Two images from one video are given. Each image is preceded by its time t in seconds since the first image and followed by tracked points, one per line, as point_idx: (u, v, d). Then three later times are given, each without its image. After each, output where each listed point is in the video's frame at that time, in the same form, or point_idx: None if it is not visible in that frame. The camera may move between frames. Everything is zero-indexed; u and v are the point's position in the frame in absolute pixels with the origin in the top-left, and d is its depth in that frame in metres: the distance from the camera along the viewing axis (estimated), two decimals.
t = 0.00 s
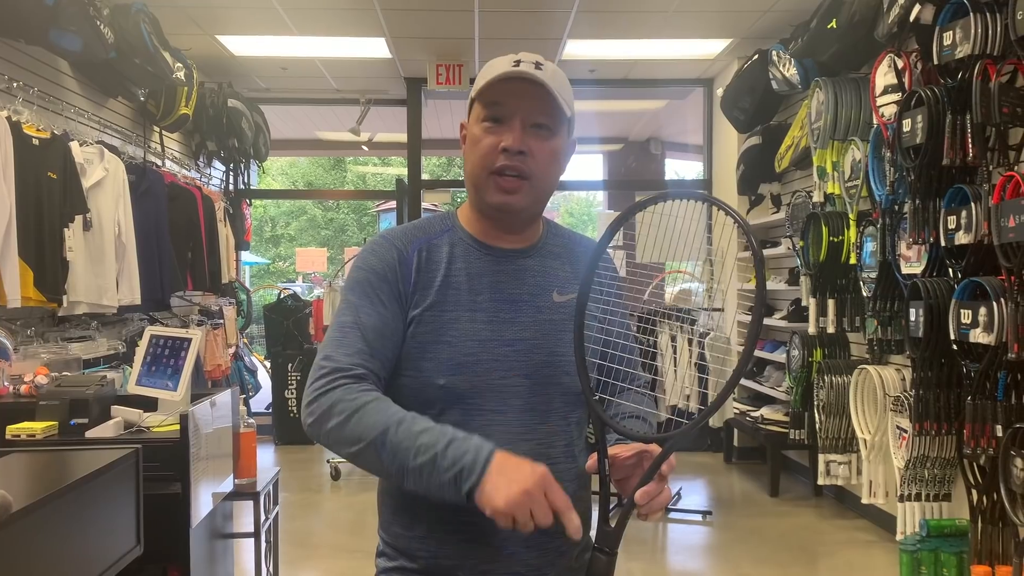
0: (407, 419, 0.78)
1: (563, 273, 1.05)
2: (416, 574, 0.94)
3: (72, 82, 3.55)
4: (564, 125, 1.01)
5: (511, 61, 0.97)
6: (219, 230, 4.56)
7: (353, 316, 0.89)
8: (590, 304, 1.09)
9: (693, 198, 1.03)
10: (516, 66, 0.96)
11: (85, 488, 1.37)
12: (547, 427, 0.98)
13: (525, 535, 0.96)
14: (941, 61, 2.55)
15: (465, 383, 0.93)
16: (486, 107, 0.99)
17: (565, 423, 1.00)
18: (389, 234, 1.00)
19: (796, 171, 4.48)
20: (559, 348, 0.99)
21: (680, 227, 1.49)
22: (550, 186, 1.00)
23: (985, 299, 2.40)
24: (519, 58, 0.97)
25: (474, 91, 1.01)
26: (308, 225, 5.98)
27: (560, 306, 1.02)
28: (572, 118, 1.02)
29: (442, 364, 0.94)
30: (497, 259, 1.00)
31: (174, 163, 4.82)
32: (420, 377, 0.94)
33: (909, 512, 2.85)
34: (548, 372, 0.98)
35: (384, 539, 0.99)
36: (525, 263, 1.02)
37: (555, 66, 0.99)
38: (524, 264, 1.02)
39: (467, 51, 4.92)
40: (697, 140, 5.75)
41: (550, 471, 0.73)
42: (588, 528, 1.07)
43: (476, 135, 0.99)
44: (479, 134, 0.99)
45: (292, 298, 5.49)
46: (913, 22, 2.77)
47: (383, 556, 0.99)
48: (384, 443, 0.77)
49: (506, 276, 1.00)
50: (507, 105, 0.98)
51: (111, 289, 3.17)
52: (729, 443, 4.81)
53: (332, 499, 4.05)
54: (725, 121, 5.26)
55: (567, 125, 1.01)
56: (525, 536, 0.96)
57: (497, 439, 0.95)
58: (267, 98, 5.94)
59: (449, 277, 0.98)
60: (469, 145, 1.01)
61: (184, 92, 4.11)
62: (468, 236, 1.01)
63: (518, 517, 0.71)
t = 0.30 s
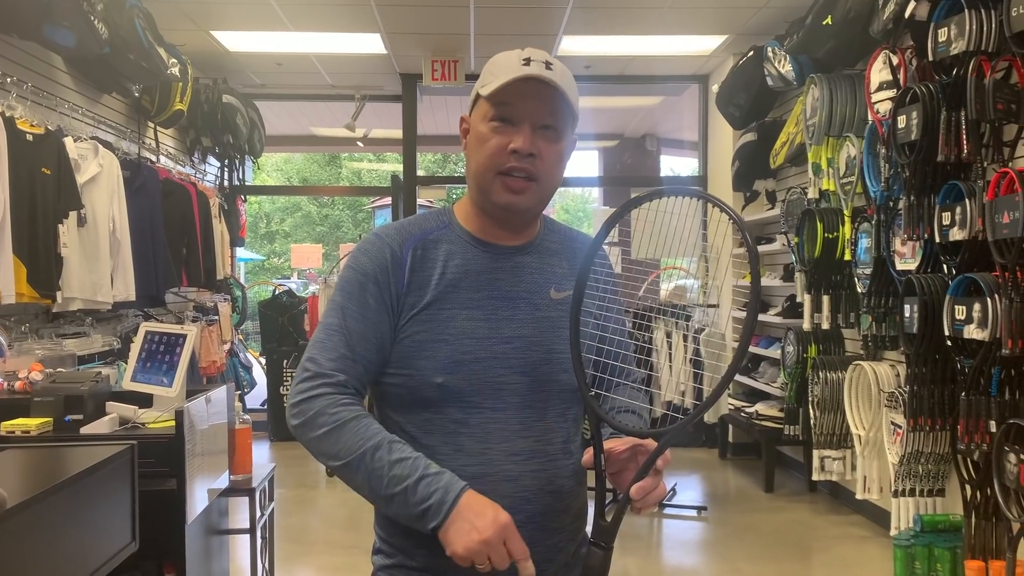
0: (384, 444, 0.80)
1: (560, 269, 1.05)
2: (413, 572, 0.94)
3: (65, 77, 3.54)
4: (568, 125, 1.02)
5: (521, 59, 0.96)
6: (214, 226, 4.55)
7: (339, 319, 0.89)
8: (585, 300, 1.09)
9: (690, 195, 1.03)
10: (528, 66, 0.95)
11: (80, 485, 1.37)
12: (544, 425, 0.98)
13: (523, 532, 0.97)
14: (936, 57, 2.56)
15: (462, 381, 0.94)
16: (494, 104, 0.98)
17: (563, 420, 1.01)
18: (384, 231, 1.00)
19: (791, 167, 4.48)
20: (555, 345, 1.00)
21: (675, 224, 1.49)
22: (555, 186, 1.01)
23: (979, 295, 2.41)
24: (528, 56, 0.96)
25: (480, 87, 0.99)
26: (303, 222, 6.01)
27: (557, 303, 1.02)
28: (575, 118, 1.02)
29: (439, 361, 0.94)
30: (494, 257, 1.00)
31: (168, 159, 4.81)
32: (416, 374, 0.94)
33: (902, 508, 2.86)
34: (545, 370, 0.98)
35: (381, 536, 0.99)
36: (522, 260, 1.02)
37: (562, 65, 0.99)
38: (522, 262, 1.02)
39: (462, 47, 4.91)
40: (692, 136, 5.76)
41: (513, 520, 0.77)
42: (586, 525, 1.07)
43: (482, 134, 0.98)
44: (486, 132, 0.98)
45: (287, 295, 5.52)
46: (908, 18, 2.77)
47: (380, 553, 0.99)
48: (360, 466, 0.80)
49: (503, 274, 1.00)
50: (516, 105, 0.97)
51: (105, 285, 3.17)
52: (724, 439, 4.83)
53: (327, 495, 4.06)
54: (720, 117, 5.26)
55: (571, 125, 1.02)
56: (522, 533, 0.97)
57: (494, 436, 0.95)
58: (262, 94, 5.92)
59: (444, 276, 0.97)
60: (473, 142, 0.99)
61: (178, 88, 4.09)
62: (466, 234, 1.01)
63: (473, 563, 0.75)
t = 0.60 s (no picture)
0: (364, 409, 0.79)
1: (552, 265, 1.05)
2: (405, 567, 0.94)
3: (59, 71, 3.53)
4: (567, 125, 1.02)
5: (524, 57, 0.95)
6: (209, 222, 4.54)
7: (326, 315, 0.89)
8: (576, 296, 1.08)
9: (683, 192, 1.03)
10: (532, 65, 0.95)
11: (73, 481, 1.36)
12: (535, 420, 0.98)
13: (514, 528, 0.96)
14: (931, 52, 2.56)
15: (452, 376, 0.93)
16: (496, 101, 0.96)
17: (554, 415, 1.00)
18: (373, 226, 1.00)
19: (787, 162, 4.48)
20: (546, 340, 0.99)
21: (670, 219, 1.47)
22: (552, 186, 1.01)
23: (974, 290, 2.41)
24: (532, 54, 0.96)
25: (481, 82, 0.98)
26: (298, 217, 5.97)
27: (549, 298, 1.02)
28: (574, 119, 1.03)
29: (429, 357, 0.93)
30: (485, 252, 1.00)
31: (163, 155, 4.80)
32: (406, 370, 0.93)
33: (897, 502, 2.87)
34: (536, 365, 0.98)
35: (372, 531, 0.99)
36: (514, 255, 1.02)
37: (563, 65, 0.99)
38: (514, 257, 1.01)
39: (458, 42, 4.90)
40: (688, 131, 5.76)
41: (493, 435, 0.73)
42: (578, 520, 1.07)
43: (484, 130, 0.97)
44: (488, 128, 0.96)
45: (282, 290, 5.47)
46: (903, 13, 2.77)
47: (372, 549, 0.99)
48: (345, 436, 0.78)
49: (494, 269, 1.00)
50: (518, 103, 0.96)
51: (99, 281, 3.15)
52: (720, 435, 4.83)
53: (323, 491, 4.05)
54: (716, 113, 5.26)
55: (570, 125, 1.02)
56: (513, 528, 0.97)
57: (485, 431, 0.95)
58: (258, 90, 5.90)
59: (432, 272, 0.97)
60: (473, 137, 0.98)
61: (173, 83, 4.08)
62: (456, 231, 1.01)
63: (465, 484, 0.70)
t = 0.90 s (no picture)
0: (394, 413, 0.77)
1: (553, 261, 1.05)
2: (404, 563, 0.94)
3: (60, 70, 3.52)
4: (554, 111, 1.01)
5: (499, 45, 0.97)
6: (210, 220, 4.54)
7: (343, 300, 0.89)
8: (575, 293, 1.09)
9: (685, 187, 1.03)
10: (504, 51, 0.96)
11: (75, 479, 1.36)
12: (535, 417, 0.98)
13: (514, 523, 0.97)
14: (932, 49, 2.55)
15: (453, 372, 0.94)
16: (474, 93, 0.99)
17: (554, 413, 1.00)
18: (381, 221, 1.00)
19: (788, 160, 4.48)
20: (547, 338, 0.99)
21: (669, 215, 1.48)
22: (541, 171, 1.00)
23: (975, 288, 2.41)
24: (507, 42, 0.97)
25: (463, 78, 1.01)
26: (298, 216, 5.94)
27: (550, 295, 1.02)
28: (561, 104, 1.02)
29: (431, 353, 0.93)
30: (486, 249, 1.00)
31: (163, 153, 4.79)
32: (408, 366, 0.94)
33: (898, 500, 2.87)
34: (536, 362, 0.98)
35: (373, 528, 0.99)
36: (515, 252, 1.02)
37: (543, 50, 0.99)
38: (515, 253, 1.01)
39: (459, 40, 4.89)
40: (689, 129, 5.75)
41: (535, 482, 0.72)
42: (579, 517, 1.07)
43: (465, 120, 0.99)
44: (468, 118, 0.98)
45: (284, 288, 5.46)
46: (904, 10, 2.77)
47: (373, 545, 0.99)
48: (369, 436, 0.76)
49: (495, 265, 1.00)
50: (495, 90, 0.98)
51: (100, 280, 3.15)
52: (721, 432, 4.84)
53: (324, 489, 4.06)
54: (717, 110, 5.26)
55: (557, 111, 1.01)
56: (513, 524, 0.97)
57: (485, 427, 0.95)
58: (258, 88, 5.90)
59: (440, 265, 0.98)
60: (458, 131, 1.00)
61: (173, 82, 4.08)
62: (459, 225, 1.01)
63: (497, 526, 0.69)
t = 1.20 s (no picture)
0: (380, 439, 0.79)
1: (558, 264, 1.05)
2: (409, 566, 0.94)
3: (65, 73, 3.54)
4: (564, 119, 1.01)
5: (513, 52, 0.95)
6: (214, 221, 4.54)
7: (337, 310, 0.89)
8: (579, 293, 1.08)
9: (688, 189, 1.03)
10: (519, 59, 0.94)
11: (81, 481, 1.37)
12: (541, 419, 0.98)
13: (519, 525, 0.97)
14: (937, 49, 2.55)
15: (458, 375, 0.93)
16: (486, 99, 0.97)
17: (559, 415, 1.00)
18: (382, 226, 1.00)
19: (792, 160, 4.47)
20: (552, 340, 0.99)
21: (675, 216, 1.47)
22: (550, 180, 1.01)
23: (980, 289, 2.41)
24: (521, 49, 0.95)
25: (472, 82, 0.99)
26: (303, 217, 5.97)
27: (555, 297, 1.02)
28: (572, 112, 1.02)
29: (435, 356, 0.93)
30: (491, 252, 1.00)
31: (167, 155, 4.80)
32: (412, 369, 0.94)
33: (903, 501, 2.86)
34: (541, 364, 0.98)
35: (378, 530, 0.99)
36: (519, 255, 1.02)
37: (556, 57, 0.98)
38: (518, 256, 1.02)
39: (462, 42, 4.90)
40: (693, 130, 5.75)
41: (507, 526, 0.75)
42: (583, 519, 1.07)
43: (476, 128, 0.98)
44: (479, 126, 0.97)
45: (288, 289, 5.46)
46: (909, 10, 2.77)
47: (378, 548, 0.99)
48: (354, 460, 0.79)
49: (499, 268, 1.00)
50: (507, 98, 0.96)
51: (105, 281, 3.16)
52: (725, 433, 4.83)
53: (328, 490, 4.06)
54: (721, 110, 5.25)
55: (567, 119, 1.01)
56: (517, 526, 0.97)
57: (490, 430, 0.95)
58: (262, 90, 5.92)
59: (441, 270, 0.97)
60: (467, 136, 0.99)
61: (178, 83, 4.09)
62: (462, 229, 1.01)
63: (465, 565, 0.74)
